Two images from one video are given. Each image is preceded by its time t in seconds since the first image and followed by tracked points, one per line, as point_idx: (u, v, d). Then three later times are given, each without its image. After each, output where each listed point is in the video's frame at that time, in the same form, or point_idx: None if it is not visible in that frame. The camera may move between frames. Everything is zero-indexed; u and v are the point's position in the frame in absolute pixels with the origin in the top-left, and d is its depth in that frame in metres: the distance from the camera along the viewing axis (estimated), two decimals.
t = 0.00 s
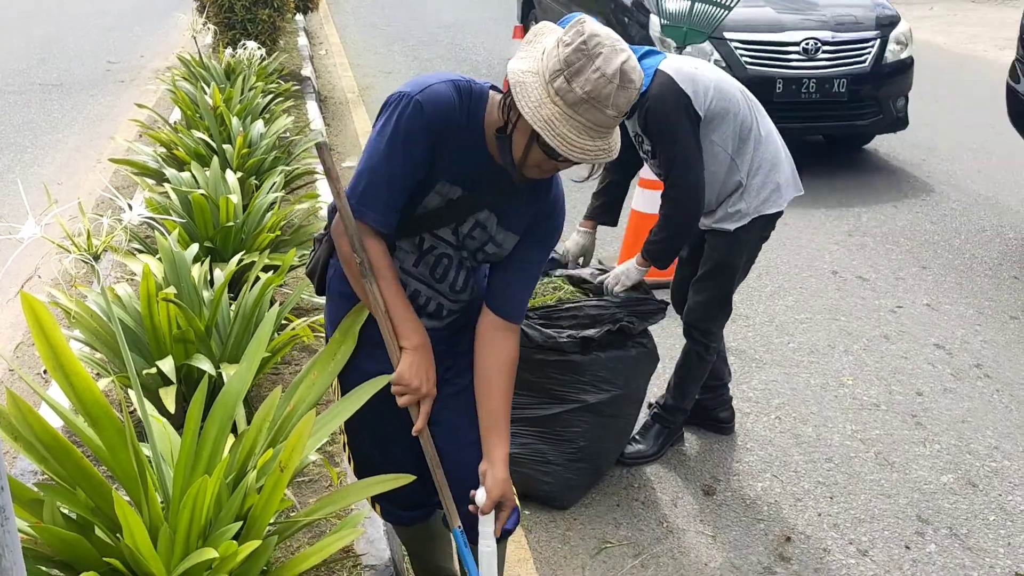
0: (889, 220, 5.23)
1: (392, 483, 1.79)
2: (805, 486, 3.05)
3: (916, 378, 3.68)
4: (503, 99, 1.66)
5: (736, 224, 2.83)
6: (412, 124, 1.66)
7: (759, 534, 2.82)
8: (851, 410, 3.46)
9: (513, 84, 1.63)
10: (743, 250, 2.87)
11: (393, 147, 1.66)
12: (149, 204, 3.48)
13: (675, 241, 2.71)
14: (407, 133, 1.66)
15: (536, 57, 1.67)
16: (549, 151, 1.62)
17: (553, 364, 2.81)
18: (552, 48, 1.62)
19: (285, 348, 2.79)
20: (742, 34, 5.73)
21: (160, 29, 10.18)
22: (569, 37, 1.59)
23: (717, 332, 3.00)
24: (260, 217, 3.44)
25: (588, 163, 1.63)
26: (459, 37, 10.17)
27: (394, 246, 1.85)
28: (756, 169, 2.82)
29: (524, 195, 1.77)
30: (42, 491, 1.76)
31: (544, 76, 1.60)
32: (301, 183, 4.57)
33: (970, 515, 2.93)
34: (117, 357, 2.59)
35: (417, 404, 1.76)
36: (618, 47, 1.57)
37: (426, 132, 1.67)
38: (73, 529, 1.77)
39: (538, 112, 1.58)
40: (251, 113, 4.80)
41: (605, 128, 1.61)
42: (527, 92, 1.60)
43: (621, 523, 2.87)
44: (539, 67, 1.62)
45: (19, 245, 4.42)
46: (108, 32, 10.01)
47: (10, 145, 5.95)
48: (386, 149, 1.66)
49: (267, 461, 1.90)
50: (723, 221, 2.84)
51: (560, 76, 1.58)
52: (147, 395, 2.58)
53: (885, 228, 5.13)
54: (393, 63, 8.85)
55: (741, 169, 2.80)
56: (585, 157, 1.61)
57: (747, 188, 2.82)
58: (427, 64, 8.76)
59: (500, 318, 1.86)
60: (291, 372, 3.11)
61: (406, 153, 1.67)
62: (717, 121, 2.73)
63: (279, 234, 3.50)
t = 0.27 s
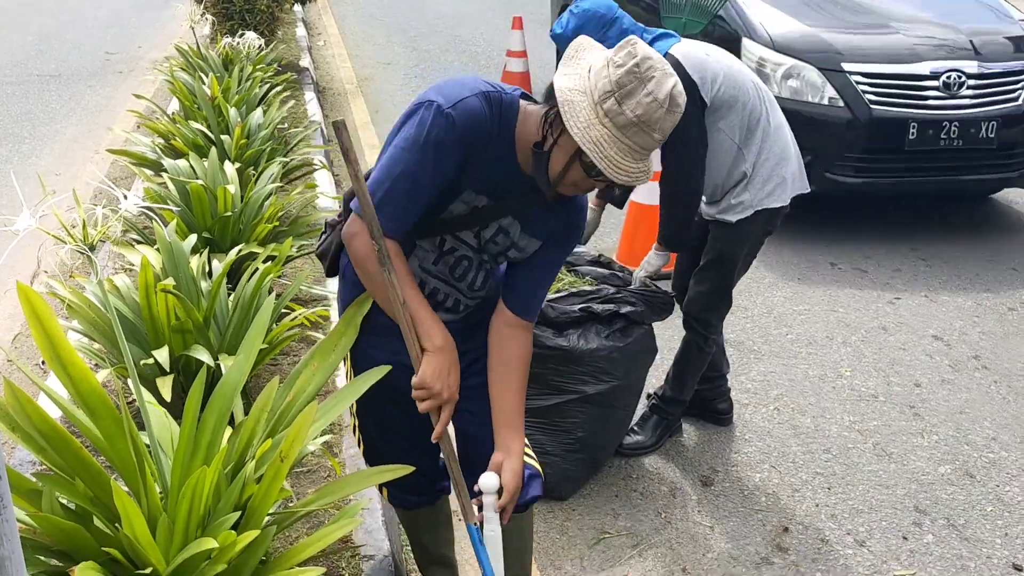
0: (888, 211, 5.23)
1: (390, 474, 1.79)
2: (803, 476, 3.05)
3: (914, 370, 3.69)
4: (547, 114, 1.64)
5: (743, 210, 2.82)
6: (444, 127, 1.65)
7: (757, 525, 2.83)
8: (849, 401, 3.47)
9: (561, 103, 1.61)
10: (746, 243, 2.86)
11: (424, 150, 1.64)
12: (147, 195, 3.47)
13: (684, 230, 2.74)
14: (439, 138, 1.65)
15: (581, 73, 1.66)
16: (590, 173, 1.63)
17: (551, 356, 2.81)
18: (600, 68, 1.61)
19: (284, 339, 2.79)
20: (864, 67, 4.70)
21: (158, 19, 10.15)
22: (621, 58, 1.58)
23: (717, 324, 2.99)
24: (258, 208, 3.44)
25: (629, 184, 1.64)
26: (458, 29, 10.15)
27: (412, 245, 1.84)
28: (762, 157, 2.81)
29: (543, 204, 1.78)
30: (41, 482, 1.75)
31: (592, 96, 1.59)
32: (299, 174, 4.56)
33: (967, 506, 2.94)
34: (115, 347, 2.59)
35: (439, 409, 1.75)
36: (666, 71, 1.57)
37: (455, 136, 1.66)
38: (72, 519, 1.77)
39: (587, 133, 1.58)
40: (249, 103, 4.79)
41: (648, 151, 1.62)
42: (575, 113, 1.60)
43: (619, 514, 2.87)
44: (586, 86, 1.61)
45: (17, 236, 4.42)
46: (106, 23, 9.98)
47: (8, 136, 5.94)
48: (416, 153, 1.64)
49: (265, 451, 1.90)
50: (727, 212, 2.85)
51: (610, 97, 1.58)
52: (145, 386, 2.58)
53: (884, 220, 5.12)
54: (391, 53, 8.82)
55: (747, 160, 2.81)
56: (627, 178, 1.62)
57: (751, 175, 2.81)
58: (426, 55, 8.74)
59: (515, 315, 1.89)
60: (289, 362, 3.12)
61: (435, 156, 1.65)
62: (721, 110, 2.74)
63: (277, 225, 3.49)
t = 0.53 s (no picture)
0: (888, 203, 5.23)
1: (389, 464, 1.79)
2: (802, 468, 3.06)
3: (913, 361, 3.69)
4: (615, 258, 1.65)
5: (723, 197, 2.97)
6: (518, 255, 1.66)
7: (756, 516, 2.83)
8: (848, 393, 3.47)
9: (629, 259, 1.64)
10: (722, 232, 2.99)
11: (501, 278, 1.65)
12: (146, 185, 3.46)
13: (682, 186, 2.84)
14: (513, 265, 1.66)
15: (647, 223, 1.67)
16: (644, 320, 1.70)
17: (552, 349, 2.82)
18: (670, 226, 1.62)
19: (283, 329, 2.79)
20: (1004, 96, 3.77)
21: (157, 10, 10.11)
22: (695, 225, 1.60)
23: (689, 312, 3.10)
24: (257, 198, 3.43)
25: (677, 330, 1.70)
26: (458, 20, 10.11)
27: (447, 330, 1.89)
28: (755, 145, 2.93)
29: (574, 303, 1.84)
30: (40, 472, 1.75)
31: (661, 258, 1.62)
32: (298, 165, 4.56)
33: (965, 497, 2.94)
34: (114, 338, 2.59)
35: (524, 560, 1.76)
36: (732, 247, 1.61)
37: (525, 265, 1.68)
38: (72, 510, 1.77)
39: (654, 297, 1.62)
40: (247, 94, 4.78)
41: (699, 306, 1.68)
42: (643, 275, 1.63)
43: (618, 504, 2.87)
44: (655, 243, 1.63)
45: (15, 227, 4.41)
46: (104, 13, 9.93)
47: (6, 128, 5.92)
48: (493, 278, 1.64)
49: (264, 442, 1.90)
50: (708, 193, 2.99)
51: (680, 264, 1.60)
52: (145, 377, 2.57)
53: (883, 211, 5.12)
54: (390, 45, 8.79)
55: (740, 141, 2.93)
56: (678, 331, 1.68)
57: (741, 159, 2.93)
58: (425, 46, 8.72)
59: (534, 387, 1.96)
60: (289, 353, 3.12)
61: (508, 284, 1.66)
62: (729, 83, 2.85)
63: (276, 215, 3.49)
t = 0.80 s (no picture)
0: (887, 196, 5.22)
1: (386, 456, 1.80)
2: (800, 461, 3.06)
3: (912, 354, 3.69)
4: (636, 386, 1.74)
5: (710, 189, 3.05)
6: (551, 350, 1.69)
7: (755, 509, 2.84)
8: (846, 385, 3.47)
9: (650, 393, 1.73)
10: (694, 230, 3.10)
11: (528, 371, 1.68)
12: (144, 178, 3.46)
13: (700, 142, 2.92)
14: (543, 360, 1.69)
15: (675, 361, 1.76)
16: (638, 438, 1.82)
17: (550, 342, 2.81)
18: (695, 376, 1.72)
19: (282, 323, 2.79)
20: None
21: (155, 3, 10.08)
22: (716, 389, 1.72)
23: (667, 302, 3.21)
24: (256, 191, 3.43)
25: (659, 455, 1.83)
26: (457, 13, 10.09)
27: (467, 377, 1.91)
28: (757, 143, 3.04)
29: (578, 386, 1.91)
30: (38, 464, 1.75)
31: (680, 404, 1.72)
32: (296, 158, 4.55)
33: (963, 489, 2.94)
34: (112, 332, 2.59)
35: None
36: (738, 412, 1.76)
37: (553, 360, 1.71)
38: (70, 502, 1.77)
39: (659, 435, 1.73)
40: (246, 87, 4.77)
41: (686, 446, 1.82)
42: (657, 412, 1.73)
43: (617, 497, 2.88)
44: (678, 386, 1.73)
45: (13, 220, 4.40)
46: (102, 6, 9.91)
47: (5, 120, 5.91)
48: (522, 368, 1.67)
49: (263, 434, 1.90)
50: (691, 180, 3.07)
51: (691, 416, 1.73)
52: (143, 370, 2.58)
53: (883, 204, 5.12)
54: (390, 38, 8.78)
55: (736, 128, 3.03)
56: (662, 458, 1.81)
57: (742, 147, 3.02)
58: (424, 39, 8.70)
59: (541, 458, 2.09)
60: (287, 346, 3.12)
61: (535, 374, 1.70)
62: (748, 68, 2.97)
63: (274, 209, 3.49)
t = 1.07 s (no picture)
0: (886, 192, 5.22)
1: (384, 452, 1.80)
2: (799, 457, 3.06)
3: (910, 350, 3.69)
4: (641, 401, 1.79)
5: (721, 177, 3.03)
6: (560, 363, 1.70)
7: (753, 504, 2.84)
8: (845, 381, 3.48)
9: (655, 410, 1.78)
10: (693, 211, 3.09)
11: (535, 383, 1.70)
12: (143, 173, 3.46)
13: (726, 140, 2.88)
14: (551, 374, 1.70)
15: (683, 378, 1.80)
16: (636, 450, 1.87)
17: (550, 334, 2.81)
18: (701, 396, 1.77)
19: (281, 318, 2.79)
20: None
21: None
22: (722, 409, 1.77)
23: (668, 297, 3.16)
24: (255, 186, 3.42)
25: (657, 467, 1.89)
26: (457, 8, 10.07)
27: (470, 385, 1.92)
28: (768, 137, 3.04)
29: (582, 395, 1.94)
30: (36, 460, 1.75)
31: (684, 421, 1.77)
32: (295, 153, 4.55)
33: (962, 485, 2.95)
34: (111, 327, 2.59)
35: None
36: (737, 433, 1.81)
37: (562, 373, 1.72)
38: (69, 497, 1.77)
39: (660, 450, 1.78)
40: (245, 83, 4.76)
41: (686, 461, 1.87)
42: (660, 426, 1.78)
43: (617, 493, 2.88)
44: (684, 404, 1.77)
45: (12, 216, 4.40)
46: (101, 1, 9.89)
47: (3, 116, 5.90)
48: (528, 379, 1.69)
49: (262, 430, 1.90)
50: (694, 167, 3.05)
51: (694, 434, 1.78)
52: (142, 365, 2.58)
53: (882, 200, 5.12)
54: (389, 33, 8.76)
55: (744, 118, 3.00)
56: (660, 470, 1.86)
57: (746, 139, 3.01)
58: (423, 35, 8.68)
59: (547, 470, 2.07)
60: (286, 342, 3.12)
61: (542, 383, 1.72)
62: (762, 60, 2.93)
63: (273, 204, 3.48)
